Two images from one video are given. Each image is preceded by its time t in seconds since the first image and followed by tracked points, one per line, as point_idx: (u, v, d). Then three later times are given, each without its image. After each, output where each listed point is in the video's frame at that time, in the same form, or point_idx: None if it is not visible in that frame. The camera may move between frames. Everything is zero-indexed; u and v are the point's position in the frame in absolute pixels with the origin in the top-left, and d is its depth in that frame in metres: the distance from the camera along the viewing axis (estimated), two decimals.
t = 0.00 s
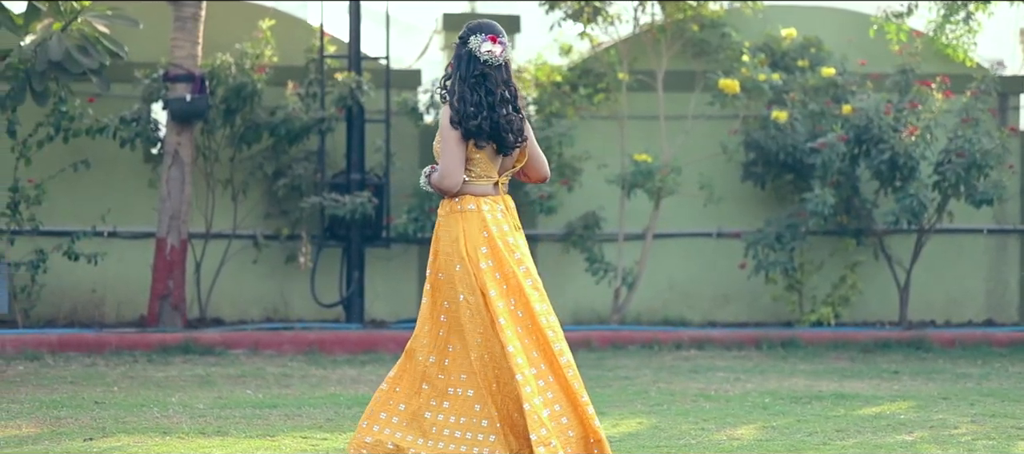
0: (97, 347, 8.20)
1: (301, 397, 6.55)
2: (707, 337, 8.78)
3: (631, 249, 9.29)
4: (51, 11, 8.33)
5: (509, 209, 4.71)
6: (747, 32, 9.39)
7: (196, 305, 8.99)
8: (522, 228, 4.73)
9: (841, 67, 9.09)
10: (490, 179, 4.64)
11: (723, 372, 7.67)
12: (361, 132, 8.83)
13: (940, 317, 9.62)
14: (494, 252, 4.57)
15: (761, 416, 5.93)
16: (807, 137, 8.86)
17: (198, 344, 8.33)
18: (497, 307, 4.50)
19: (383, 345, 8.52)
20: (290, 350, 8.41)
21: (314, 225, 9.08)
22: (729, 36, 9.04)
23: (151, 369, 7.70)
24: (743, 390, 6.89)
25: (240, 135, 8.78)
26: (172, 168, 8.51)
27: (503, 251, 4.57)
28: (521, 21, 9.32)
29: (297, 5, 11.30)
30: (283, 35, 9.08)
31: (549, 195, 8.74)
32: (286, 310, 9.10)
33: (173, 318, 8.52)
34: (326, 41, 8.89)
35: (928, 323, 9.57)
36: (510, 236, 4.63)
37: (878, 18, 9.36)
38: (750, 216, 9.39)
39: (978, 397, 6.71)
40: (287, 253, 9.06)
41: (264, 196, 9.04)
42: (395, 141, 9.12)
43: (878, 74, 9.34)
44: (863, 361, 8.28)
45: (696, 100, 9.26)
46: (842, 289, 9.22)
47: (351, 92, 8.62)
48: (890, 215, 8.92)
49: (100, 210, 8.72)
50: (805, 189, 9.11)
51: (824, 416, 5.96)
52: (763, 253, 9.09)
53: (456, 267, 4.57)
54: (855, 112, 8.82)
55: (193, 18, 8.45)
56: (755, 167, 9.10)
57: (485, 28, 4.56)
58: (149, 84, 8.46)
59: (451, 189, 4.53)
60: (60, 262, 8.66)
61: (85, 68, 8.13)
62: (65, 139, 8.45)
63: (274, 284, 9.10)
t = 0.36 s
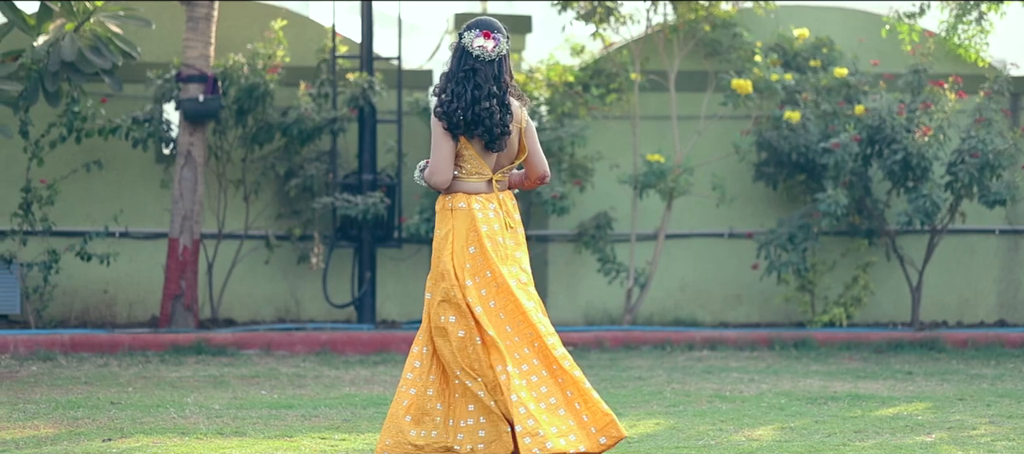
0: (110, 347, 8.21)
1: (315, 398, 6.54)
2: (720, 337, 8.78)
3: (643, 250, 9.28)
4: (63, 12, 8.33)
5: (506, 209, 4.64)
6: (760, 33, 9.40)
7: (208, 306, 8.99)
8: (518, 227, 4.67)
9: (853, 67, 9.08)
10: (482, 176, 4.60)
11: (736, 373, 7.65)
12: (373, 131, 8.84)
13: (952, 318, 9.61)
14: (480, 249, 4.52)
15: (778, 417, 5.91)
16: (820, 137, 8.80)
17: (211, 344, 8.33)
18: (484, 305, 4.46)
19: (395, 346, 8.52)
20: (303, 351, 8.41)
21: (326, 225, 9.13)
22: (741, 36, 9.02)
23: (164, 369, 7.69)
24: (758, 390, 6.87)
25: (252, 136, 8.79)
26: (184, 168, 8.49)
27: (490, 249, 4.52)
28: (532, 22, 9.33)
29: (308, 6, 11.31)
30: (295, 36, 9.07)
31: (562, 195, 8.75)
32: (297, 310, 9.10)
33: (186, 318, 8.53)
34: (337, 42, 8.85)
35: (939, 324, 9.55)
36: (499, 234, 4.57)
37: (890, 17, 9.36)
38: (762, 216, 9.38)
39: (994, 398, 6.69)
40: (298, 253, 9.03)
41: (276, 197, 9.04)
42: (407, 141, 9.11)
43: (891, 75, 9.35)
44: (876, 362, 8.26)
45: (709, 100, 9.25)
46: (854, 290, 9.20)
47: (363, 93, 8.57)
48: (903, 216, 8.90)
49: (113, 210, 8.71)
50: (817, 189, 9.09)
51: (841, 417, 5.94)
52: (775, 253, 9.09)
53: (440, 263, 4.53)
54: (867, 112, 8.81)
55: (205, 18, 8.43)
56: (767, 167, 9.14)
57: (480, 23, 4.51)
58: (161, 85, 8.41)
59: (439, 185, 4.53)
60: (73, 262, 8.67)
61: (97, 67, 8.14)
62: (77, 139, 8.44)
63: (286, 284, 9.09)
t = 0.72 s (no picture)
0: (162, 349, 8.20)
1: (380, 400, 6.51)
2: (772, 339, 8.74)
3: (692, 251, 9.24)
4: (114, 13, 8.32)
5: (492, 216, 4.42)
6: (809, 33, 9.38)
7: (257, 307, 8.97)
8: (508, 235, 4.41)
9: (904, 68, 9.03)
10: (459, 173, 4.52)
11: (794, 375, 7.60)
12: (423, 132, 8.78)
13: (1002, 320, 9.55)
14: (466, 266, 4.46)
15: (850, 419, 5.87)
16: (872, 137, 8.74)
17: (263, 346, 8.33)
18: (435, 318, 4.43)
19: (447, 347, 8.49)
20: (354, 352, 8.40)
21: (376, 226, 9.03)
22: (790, 37, 8.93)
23: (221, 370, 7.68)
24: (822, 393, 6.83)
25: (302, 137, 8.77)
26: (236, 169, 8.48)
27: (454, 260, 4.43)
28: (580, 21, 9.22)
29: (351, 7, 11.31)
30: (345, 38, 9.06)
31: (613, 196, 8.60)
32: (346, 312, 9.09)
33: (237, 319, 8.51)
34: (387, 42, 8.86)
35: (989, 326, 9.48)
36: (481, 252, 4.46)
37: (940, 18, 9.25)
38: (811, 218, 9.34)
39: None
40: (347, 255, 9.04)
41: (325, 198, 9.03)
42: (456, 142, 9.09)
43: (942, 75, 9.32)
44: (931, 363, 8.21)
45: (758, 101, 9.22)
46: (904, 291, 9.13)
47: (413, 93, 8.50)
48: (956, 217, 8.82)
49: (166, 211, 8.73)
50: (867, 190, 9.04)
51: (913, 420, 5.90)
52: (826, 254, 9.05)
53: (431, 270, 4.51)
54: (919, 113, 8.74)
55: (258, 19, 8.40)
56: (817, 168, 9.07)
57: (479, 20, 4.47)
58: (213, 85, 8.45)
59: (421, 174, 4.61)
60: (123, 263, 8.67)
61: (151, 68, 8.09)
62: (130, 140, 8.45)
63: (334, 285, 9.09)
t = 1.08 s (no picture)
0: (198, 347, 8.17)
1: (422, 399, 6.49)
2: (807, 338, 8.69)
3: (726, 250, 9.21)
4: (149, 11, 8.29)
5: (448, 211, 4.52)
6: (843, 31, 9.33)
7: (290, 307, 8.95)
8: (453, 230, 4.48)
9: (939, 66, 8.97)
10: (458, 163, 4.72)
11: (834, 374, 7.57)
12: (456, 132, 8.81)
13: None
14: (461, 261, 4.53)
15: (900, 419, 5.84)
16: (907, 136, 8.69)
17: (298, 344, 8.31)
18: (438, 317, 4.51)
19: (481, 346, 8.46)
20: (389, 351, 8.38)
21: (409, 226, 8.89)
22: (823, 35, 8.88)
23: (258, 369, 7.67)
24: (865, 393, 6.79)
25: (336, 135, 8.74)
26: (271, 168, 8.47)
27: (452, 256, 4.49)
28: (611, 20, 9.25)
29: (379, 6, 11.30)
30: (379, 36, 9.05)
31: (649, 195, 8.59)
32: (378, 311, 9.08)
33: (272, 318, 8.50)
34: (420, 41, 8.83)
35: None
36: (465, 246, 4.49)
37: (975, 16, 9.11)
38: (845, 217, 9.31)
39: None
40: (379, 253, 9.03)
41: (357, 196, 9.00)
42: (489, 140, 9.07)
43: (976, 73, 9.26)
44: (969, 363, 8.17)
45: (792, 99, 9.19)
46: (938, 290, 9.07)
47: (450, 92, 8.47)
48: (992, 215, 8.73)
49: (200, 210, 8.73)
50: (902, 190, 9.00)
51: (964, 419, 5.86)
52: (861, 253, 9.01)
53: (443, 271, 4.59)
54: (956, 111, 8.68)
55: (292, 18, 8.36)
56: (851, 167, 9.07)
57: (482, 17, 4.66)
58: (248, 83, 8.43)
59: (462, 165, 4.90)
60: (157, 262, 8.66)
61: (186, 66, 8.09)
62: (165, 139, 8.43)
63: (366, 284, 9.07)
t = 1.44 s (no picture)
0: (210, 347, 8.16)
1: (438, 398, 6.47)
2: (820, 338, 8.66)
3: (739, 249, 9.19)
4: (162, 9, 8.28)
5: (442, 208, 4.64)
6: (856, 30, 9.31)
7: (302, 306, 8.94)
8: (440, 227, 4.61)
9: (952, 64, 8.94)
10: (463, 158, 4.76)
11: (849, 374, 7.54)
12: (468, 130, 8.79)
13: None
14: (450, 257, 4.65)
15: (919, 419, 5.82)
16: (921, 135, 8.67)
17: (311, 344, 8.30)
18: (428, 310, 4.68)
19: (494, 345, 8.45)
20: (402, 351, 8.37)
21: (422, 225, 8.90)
22: (836, 34, 8.86)
23: (272, 368, 7.65)
24: (882, 392, 6.77)
25: (348, 134, 8.73)
26: (283, 167, 8.47)
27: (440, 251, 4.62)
28: (623, 19, 9.24)
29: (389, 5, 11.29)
30: (391, 35, 9.04)
31: (662, 194, 8.56)
32: (389, 310, 9.06)
33: (284, 318, 8.49)
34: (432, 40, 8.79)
35: None
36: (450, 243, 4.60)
37: (989, 15, 9.02)
38: (858, 216, 9.28)
39: None
40: (391, 253, 9.01)
41: (369, 196, 8.97)
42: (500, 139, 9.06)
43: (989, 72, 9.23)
44: (983, 362, 8.15)
45: (804, 98, 9.17)
46: (951, 290, 9.04)
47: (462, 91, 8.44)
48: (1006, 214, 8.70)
49: (212, 209, 8.73)
50: (915, 189, 8.97)
51: (983, 419, 5.84)
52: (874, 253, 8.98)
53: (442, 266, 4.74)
54: (969, 110, 8.65)
55: (304, 16, 8.35)
56: (863, 166, 9.02)
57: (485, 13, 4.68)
58: (260, 82, 8.42)
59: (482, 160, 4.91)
60: (169, 261, 8.65)
61: (199, 65, 8.06)
62: (177, 137, 8.43)
63: (378, 283, 9.06)
